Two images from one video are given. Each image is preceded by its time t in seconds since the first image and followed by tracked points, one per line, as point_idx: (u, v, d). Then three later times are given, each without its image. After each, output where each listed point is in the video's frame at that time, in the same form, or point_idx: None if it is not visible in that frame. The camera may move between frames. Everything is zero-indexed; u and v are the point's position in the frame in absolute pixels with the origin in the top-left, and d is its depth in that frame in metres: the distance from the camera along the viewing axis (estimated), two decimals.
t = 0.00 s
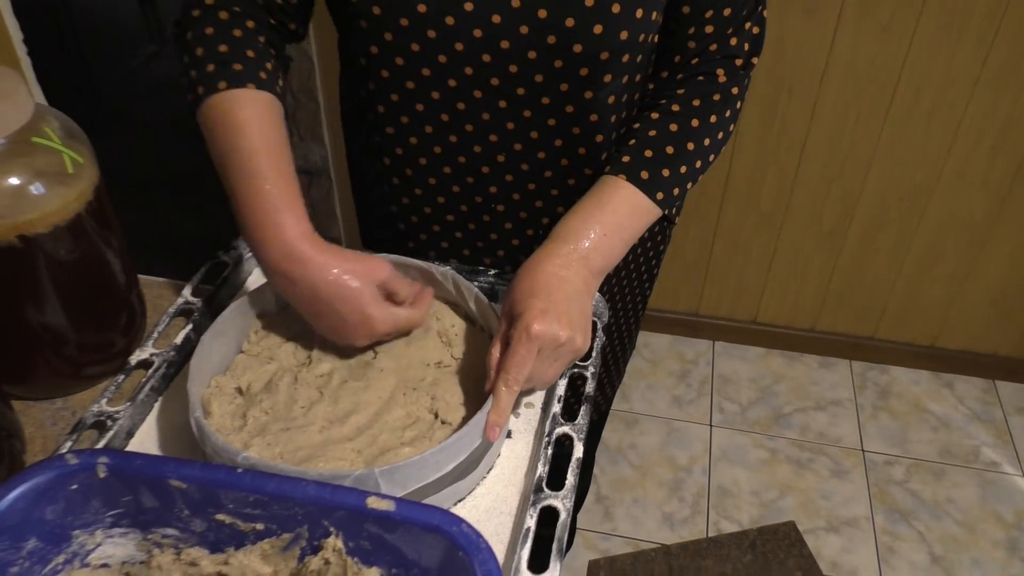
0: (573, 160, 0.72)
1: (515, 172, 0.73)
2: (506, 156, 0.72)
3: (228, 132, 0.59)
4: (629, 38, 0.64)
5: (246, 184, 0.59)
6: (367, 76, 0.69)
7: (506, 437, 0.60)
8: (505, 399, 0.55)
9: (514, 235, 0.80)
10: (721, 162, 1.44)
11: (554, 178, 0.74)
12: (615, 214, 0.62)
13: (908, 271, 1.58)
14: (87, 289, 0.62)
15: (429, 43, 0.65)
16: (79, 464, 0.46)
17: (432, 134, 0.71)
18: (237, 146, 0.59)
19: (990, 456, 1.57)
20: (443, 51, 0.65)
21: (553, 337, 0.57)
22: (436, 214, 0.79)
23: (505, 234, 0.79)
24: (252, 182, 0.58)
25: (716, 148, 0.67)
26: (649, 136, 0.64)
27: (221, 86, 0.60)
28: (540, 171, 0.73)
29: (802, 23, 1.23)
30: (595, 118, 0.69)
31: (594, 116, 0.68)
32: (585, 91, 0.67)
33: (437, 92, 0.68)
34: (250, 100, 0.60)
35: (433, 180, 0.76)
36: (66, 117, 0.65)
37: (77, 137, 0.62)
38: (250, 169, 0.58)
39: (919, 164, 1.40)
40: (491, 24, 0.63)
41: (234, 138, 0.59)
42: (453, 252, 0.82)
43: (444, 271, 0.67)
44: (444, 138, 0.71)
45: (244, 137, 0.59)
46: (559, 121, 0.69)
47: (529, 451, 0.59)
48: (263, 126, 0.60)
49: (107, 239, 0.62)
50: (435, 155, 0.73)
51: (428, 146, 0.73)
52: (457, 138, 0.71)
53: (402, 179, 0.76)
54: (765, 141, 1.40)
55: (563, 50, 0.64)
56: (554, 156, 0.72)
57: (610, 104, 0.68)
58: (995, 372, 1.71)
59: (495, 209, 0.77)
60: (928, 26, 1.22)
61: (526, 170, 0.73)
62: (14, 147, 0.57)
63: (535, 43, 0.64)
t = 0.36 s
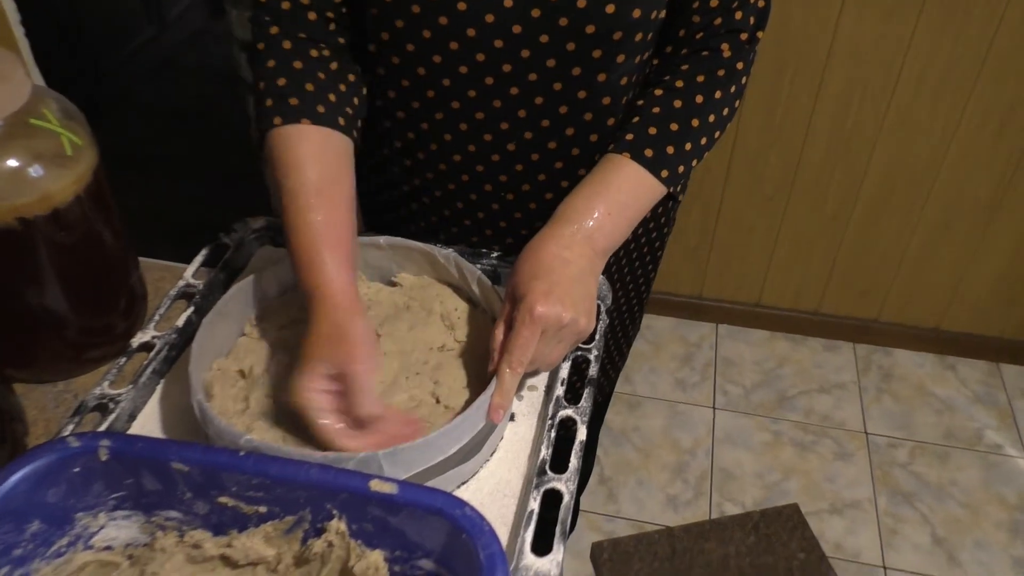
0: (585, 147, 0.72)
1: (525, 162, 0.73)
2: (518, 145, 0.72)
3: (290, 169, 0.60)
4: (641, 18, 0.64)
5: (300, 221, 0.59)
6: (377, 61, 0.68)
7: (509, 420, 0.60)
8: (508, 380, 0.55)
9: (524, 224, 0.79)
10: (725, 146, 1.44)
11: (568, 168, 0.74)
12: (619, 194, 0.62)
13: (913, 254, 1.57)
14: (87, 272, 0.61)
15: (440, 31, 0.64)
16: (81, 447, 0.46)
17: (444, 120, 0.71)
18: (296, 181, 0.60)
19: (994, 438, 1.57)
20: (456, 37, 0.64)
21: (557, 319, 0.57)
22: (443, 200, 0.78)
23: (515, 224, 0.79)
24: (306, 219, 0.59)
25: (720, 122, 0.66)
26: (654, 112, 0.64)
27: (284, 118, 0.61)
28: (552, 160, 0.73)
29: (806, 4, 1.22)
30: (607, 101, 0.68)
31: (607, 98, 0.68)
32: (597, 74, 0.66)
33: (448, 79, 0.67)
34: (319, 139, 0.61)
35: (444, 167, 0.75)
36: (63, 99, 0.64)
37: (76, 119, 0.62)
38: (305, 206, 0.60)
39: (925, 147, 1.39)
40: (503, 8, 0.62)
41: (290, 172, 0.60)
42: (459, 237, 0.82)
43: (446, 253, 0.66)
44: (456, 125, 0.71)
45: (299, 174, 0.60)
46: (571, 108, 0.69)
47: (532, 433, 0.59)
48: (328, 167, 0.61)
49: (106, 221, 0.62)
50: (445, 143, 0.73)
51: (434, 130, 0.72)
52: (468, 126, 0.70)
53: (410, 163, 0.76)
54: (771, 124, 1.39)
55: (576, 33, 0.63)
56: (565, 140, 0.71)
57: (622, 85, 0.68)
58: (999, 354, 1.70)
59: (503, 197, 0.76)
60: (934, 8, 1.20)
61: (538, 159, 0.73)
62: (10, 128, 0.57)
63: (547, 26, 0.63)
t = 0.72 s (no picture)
0: (582, 122, 0.71)
1: (524, 130, 0.72)
2: (517, 116, 0.71)
3: (286, 93, 0.63)
4: None
5: (308, 139, 0.62)
6: (378, 33, 0.68)
7: (515, 398, 0.60)
8: (513, 360, 0.56)
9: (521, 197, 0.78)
10: (733, 121, 1.42)
11: (567, 136, 0.72)
12: (623, 176, 0.61)
13: (923, 227, 1.56)
14: (94, 255, 0.61)
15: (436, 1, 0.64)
16: (91, 429, 0.47)
17: (441, 93, 0.70)
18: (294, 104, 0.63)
19: (1005, 410, 1.56)
20: (456, 8, 0.64)
21: (560, 298, 0.57)
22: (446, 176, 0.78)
23: (513, 196, 0.78)
24: (313, 137, 0.62)
25: (728, 108, 0.65)
26: (660, 96, 0.63)
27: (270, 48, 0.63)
28: (551, 131, 0.72)
29: None
30: (606, 79, 0.67)
31: (606, 76, 0.67)
32: (597, 51, 0.65)
33: (447, 50, 0.67)
34: (307, 59, 0.63)
35: (442, 140, 0.74)
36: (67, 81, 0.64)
37: (80, 102, 0.62)
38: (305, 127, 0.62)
39: (935, 116, 1.37)
40: None
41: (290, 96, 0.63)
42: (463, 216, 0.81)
43: (450, 232, 0.66)
44: (454, 98, 0.70)
45: (300, 94, 0.63)
46: (571, 79, 0.68)
47: (538, 412, 0.59)
48: (321, 84, 0.63)
49: (112, 204, 0.62)
50: (444, 117, 0.72)
51: (437, 106, 0.71)
52: (467, 100, 0.70)
53: (413, 140, 0.75)
54: (779, 96, 1.37)
55: (575, 9, 0.63)
56: (564, 111, 0.70)
57: (622, 65, 0.67)
58: (1011, 326, 1.69)
59: (503, 168, 0.75)
60: None
61: (538, 129, 0.72)
62: (16, 111, 0.57)
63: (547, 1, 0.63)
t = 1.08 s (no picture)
0: (576, 109, 0.71)
1: (517, 123, 0.72)
2: (510, 107, 0.71)
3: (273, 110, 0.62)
4: None
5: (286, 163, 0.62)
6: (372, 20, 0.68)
7: (512, 387, 0.60)
8: (509, 345, 0.56)
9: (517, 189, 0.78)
10: (727, 109, 1.42)
11: (559, 127, 0.72)
12: (609, 174, 0.62)
13: (918, 214, 1.56)
14: (90, 249, 0.61)
15: None
16: (88, 421, 0.47)
17: (435, 83, 0.70)
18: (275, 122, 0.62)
19: (1002, 396, 1.57)
20: None
21: (555, 284, 0.57)
22: (440, 163, 0.78)
23: (507, 189, 0.78)
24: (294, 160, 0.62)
25: (712, 100, 0.65)
26: (643, 93, 0.63)
27: (262, 60, 0.63)
28: (544, 121, 0.72)
29: None
30: (598, 68, 0.67)
31: (597, 65, 0.66)
32: (589, 40, 0.65)
33: (440, 39, 0.67)
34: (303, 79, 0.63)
35: (438, 129, 0.75)
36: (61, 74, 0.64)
37: (74, 95, 0.62)
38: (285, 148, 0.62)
39: (929, 104, 1.37)
40: None
41: (270, 111, 0.62)
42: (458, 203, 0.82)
43: (445, 222, 0.66)
44: (446, 87, 0.70)
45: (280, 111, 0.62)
46: (563, 70, 0.67)
47: (535, 400, 0.59)
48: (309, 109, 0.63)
49: (107, 198, 0.62)
50: (439, 106, 0.72)
51: (430, 94, 0.71)
52: (460, 89, 0.70)
53: (407, 127, 0.76)
54: (772, 85, 1.37)
55: None
56: (557, 102, 0.70)
57: (614, 53, 0.66)
58: (1007, 312, 1.70)
59: (496, 160, 0.76)
60: None
61: (530, 122, 0.72)
62: (7, 105, 0.57)
63: None
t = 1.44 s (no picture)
0: (566, 100, 0.71)
1: (508, 107, 0.72)
2: (500, 91, 0.71)
3: (283, 66, 0.64)
4: None
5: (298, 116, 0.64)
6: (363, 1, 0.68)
7: (509, 381, 0.60)
8: (506, 338, 0.56)
9: (502, 174, 0.78)
10: (724, 103, 1.42)
11: (546, 119, 0.73)
12: (602, 171, 0.62)
13: (916, 210, 1.56)
14: (88, 244, 0.62)
15: None
16: (85, 415, 0.47)
17: (423, 65, 0.70)
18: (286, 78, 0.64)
19: (999, 392, 1.57)
20: None
21: (551, 277, 0.58)
22: (426, 148, 0.78)
23: (495, 173, 0.78)
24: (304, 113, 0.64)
25: (703, 96, 0.65)
26: (636, 90, 0.63)
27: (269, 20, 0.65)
28: (531, 110, 0.72)
29: None
30: (586, 58, 0.67)
31: (585, 55, 0.67)
32: (578, 30, 0.65)
33: (430, 21, 0.67)
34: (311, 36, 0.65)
35: (424, 113, 0.75)
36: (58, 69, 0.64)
37: (71, 90, 0.62)
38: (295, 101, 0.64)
39: (927, 99, 1.37)
40: None
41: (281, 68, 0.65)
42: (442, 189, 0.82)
43: (441, 217, 0.66)
44: (436, 69, 0.71)
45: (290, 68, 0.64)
46: (553, 58, 0.68)
47: (532, 394, 0.59)
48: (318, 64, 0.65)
49: (104, 193, 0.62)
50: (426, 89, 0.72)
51: (418, 75, 0.72)
52: (450, 70, 0.70)
53: (394, 111, 0.76)
54: (770, 79, 1.37)
55: None
56: (546, 91, 0.70)
57: (604, 44, 0.66)
58: (1004, 308, 1.70)
59: (483, 145, 0.76)
60: None
61: (518, 108, 0.72)
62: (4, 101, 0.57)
63: None
